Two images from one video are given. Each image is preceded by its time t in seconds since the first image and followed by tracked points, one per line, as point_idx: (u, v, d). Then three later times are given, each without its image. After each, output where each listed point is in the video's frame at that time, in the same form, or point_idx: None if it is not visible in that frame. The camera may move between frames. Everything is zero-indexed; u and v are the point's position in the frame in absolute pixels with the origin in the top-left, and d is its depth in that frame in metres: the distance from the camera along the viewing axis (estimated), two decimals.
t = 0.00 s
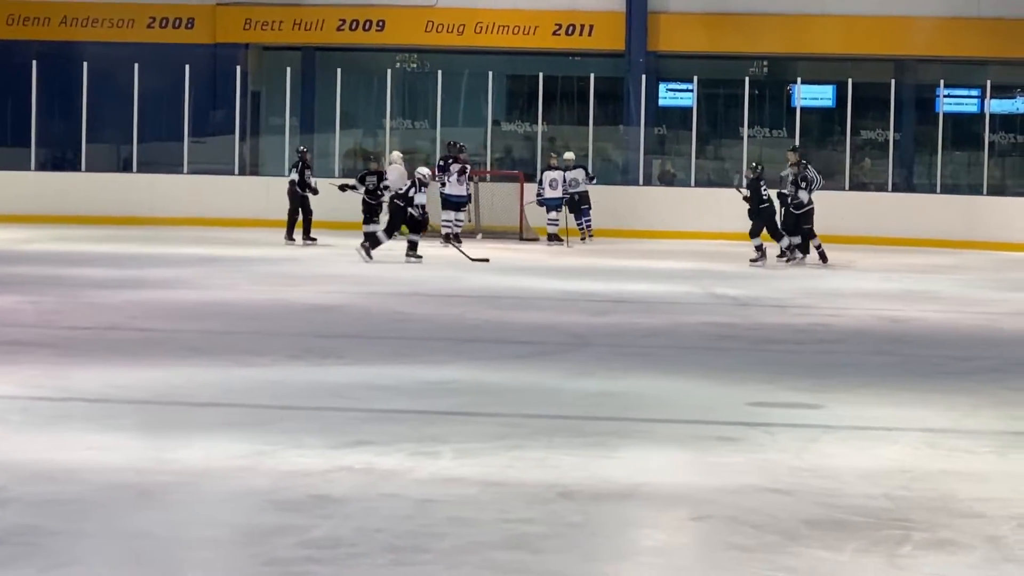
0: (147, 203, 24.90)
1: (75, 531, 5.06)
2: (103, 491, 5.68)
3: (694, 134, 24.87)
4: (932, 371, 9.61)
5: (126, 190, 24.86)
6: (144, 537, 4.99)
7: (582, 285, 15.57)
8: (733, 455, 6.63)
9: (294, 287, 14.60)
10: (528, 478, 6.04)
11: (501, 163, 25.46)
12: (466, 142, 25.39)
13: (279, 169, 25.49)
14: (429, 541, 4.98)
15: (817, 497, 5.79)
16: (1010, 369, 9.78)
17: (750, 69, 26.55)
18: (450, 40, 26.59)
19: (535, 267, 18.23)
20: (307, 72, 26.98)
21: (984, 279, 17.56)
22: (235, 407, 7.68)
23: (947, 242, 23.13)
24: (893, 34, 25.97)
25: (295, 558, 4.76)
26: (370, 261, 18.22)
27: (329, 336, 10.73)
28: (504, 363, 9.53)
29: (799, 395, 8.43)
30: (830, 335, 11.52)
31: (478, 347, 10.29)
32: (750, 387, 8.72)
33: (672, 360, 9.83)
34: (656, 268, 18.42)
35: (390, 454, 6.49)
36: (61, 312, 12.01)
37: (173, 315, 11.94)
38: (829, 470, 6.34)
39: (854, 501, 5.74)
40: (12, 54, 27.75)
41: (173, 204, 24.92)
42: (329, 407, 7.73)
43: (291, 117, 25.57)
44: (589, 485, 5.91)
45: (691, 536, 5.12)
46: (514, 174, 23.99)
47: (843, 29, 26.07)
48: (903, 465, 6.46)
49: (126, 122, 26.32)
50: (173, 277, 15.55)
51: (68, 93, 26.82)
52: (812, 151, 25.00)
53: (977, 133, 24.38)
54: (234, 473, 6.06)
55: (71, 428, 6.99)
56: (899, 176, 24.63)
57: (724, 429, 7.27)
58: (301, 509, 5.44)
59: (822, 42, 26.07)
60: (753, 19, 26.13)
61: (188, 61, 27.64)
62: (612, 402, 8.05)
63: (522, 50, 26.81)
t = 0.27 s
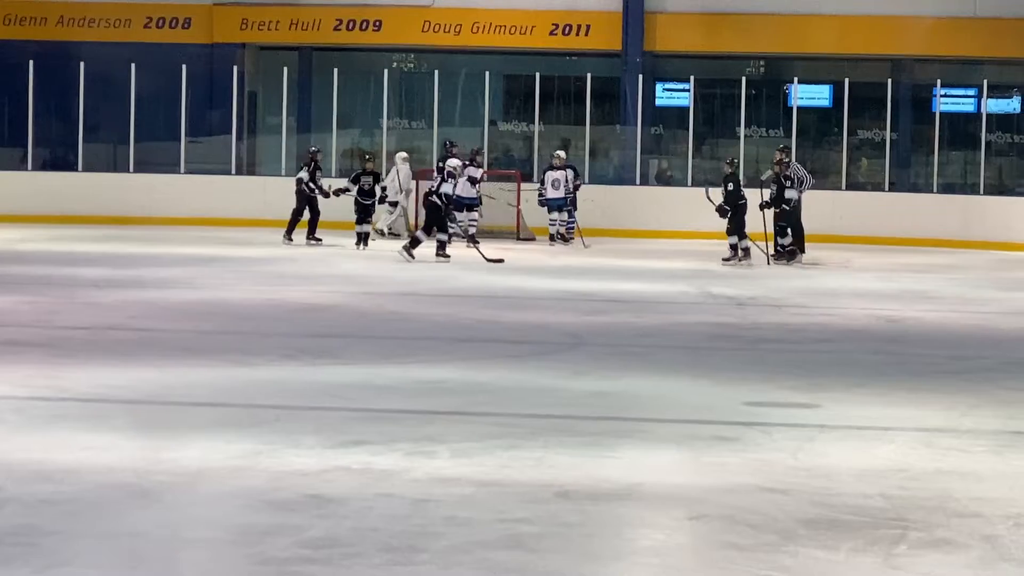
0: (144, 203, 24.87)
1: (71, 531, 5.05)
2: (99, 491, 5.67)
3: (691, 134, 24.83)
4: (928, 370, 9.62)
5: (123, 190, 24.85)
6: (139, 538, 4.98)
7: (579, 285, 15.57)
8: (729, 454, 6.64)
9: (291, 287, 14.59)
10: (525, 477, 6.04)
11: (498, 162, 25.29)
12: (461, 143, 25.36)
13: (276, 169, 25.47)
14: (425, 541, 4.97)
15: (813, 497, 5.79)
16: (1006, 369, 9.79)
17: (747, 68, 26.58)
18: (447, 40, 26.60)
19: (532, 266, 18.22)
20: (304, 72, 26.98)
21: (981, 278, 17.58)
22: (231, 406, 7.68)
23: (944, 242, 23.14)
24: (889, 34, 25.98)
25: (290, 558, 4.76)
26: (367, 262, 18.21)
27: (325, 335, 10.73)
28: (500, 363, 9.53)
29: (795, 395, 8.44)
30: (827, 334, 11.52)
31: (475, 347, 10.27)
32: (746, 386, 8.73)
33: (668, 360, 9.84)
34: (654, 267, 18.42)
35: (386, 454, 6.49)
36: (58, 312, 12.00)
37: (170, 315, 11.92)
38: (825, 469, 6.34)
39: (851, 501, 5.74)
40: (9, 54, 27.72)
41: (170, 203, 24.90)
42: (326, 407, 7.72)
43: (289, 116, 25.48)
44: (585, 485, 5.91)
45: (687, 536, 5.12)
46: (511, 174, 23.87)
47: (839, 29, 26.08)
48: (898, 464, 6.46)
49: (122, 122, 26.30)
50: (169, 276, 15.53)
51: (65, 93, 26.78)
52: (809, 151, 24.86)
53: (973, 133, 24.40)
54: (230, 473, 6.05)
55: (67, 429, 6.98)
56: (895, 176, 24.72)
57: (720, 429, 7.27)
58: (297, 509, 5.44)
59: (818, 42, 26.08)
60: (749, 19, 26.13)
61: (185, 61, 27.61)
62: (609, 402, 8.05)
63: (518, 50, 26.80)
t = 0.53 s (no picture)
0: (139, 203, 24.85)
1: (67, 531, 5.05)
2: (96, 491, 5.67)
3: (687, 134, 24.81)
4: (923, 370, 9.63)
5: (119, 190, 24.84)
6: (136, 537, 4.98)
7: (574, 285, 15.57)
8: (726, 454, 6.64)
9: (287, 286, 14.59)
10: (521, 477, 6.04)
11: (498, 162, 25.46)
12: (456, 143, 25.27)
13: (272, 169, 25.46)
14: (422, 541, 4.97)
15: (810, 496, 5.80)
16: (1002, 368, 9.80)
17: (743, 68, 26.61)
18: (442, 39, 26.60)
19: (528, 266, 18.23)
20: (300, 71, 26.98)
21: (977, 278, 17.59)
22: (228, 406, 7.68)
23: (942, 242, 23.15)
24: (885, 34, 26.00)
25: (287, 558, 4.76)
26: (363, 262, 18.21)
27: (321, 335, 10.72)
28: (497, 363, 9.53)
29: (790, 394, 8.45)
30: (823, 334, 11.53)
31: (470, 347, 10.27)
32: (742, 386, 8.73)
33: (664, 360, 9.84)
34: (650, 267, 18.43)
35: (383, 454, 6.49)
36: (55, 312, 12.00)
37: (166, 315, 11.92)
38: (821, 469, 6.34)
39: (847, 501, 5.74)
40: (5, 54, 27.71)
41: (166, 203, 24.90)
42: (323, 407, 7.72)
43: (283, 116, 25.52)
44: (582, 485, 5.91)
45: (684, 536, 5.12)
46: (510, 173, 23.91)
47: (834, 29, 26.08)
48: (895, 464, 6.47)
49: (118, 123, 26.29)
50: (165, 276, 15.52)
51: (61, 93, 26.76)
52: (804, 151, 24.82)
53: (969, 133, 24.40)
54: (227, 473, 6.05)
55: (64, 429, 6.98)
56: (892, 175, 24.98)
57: (717, 429, 7.27)
58: (293, 508, 5.44)
59: (814, 41, 26.08)
60: (745, 19, 26.16)
61: (181, 61, 27.60)
62: (605, 401, 8.06)
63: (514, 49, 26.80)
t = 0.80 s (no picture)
0: (135, 203, 24.85)
1: (64, 531, 5.05)
2: (92, 491, 5.67)
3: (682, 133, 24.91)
4: (919, 369, 9.64)
5: (115, 190, 24.83)
6: (133, 537, 4.98)
7: (571, 284, 15.58)
8: (721, 454, 6.64)
9: (284, 286, 14.58)
10: (517, 477, 6.04)
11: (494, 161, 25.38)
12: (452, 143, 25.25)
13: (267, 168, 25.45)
14: (418, 541, 4.98)
15: (806, 496, 5.80)
16: (998, 368, 9.81)
17: (738, 68, 26.64)
18: (438, 39, 26.59)
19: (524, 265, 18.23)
20: (296, 71, 26.98)
21: (973, 277, 17.60)
22: (224, 406, 7.67)
23: (938, 242, 23.16)
24: (881, 34, 26.03)
25: (284, 558, 4.76)
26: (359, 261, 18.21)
27: (318, 335, 10.72)
28: (493, 362, 9.53)
29: (786, 394, 8.46)
30: (819, 333, 11.54)
31: (466, 347, 10.27)
32: (738, 385, 8.74)
33: (659, 359, 9.85)
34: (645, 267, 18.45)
35: (379, 454, 6.49)
36: (51, 311, 11.99)
37: (162, 315, 11.90)
38: (816, 469, 6.35)
39: (843, 500, 5.75)
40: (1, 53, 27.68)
41: (161, 202, 24.87)
42: (319, 407, 7.72)
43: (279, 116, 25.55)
44: (579, 484, 5.91)
45: (680, 535, 5.13)
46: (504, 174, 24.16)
47: (830, 28, 26.09)
48: (890, 464, 6.47)
49: (114, 122, 26.24)
50: (161, 276, 15.51)
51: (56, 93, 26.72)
52: (802, 151, 24.90)
53: (965, 132, 24.40)
54: (224, 473, 6.05)
55: (60, 429, 6.97)
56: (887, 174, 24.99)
57: (713, 429, 7.28)
58: (290, 508, 5.44)
59: (810, 40, 26.08)
60: (740, 19, 26.18)
61: (177, 60, 27.56)
62: (601, 401, 8.06)
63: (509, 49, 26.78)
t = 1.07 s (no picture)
0: (131, 202, 24.83)
1: (60, 530, 5.04)
2: (88, 490, 5.66)
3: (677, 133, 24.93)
4: (914, 368, 9.65)
5: (110, 190, 24.83)
6: (129, 537, 4.97)
7: (567, 283, 15.58)
8: (716, 453, 6.65)
9: (280, 285, 14.57)
10: (513, 476, 6.05)
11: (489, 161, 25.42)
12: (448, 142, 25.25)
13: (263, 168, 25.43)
14: (414, 540, 4.98)
15: (801, 495, 5.81)
16: (994, 367, 9.82)
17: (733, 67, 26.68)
18: (433, 38, 26.60)
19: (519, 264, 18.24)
20: (292, 71, 26.98)
21: (968, 277, 17.62)
22: (220, 406, 7.67)
23: (934, 241, 23.18)
24: (876, 33, 26.05)
25: (279, 557, 4.76)
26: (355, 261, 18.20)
27: (313, 334, 10.72)
28: (487, 361, 9.53)
29: (782, 392, 8.46)
30: (814, 332, 11.55)
31: (463, 346, 10.27)
32: (732, 384, 8.75)
33: (655, 358, 9.86)
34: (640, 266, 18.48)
35: (374, 453, 6.49)
36: (46, 311, 11.97)
37: (158, 314, 11.89)
38: (812, 468, 6.35)
39: (839, 499, 5.75)
40: None
41: (157, 202, 24.86)
42: (314, 405, 7.72)
43: (275, 116, 25.52)
44: (574, 484, 5.92)
45: (675, 534, 5.13)
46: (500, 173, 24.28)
47: (826, 27, 26.10)
48: (886, 463, 6.48)
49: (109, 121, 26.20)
50: (157, 275, 15.48)
51: (51, 93, 26.67)
52: (797, 150, 24.84)
53: (960, 131, 24.36)
54: (219, 472, 6.05)
55: (55, 428, 6.96)
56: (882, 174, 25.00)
57: (708, 428, 7.28)
58: (285, 508, 5.44)
59: (805, 40, 26.08)
60: (736, 18, 26.18)
61: (172, 60, 27.52)
62: (596, 400, 8.07)
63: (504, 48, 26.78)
